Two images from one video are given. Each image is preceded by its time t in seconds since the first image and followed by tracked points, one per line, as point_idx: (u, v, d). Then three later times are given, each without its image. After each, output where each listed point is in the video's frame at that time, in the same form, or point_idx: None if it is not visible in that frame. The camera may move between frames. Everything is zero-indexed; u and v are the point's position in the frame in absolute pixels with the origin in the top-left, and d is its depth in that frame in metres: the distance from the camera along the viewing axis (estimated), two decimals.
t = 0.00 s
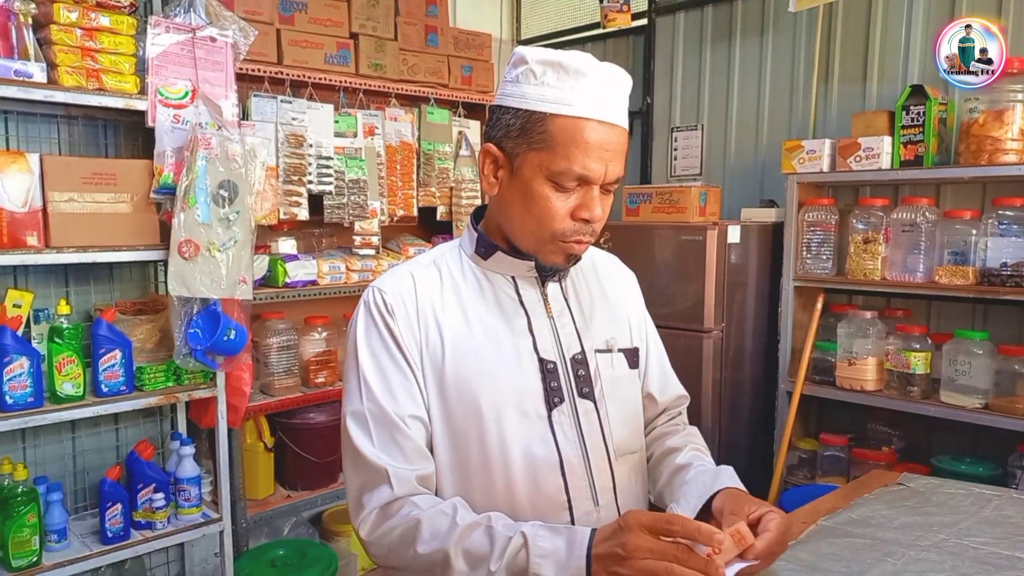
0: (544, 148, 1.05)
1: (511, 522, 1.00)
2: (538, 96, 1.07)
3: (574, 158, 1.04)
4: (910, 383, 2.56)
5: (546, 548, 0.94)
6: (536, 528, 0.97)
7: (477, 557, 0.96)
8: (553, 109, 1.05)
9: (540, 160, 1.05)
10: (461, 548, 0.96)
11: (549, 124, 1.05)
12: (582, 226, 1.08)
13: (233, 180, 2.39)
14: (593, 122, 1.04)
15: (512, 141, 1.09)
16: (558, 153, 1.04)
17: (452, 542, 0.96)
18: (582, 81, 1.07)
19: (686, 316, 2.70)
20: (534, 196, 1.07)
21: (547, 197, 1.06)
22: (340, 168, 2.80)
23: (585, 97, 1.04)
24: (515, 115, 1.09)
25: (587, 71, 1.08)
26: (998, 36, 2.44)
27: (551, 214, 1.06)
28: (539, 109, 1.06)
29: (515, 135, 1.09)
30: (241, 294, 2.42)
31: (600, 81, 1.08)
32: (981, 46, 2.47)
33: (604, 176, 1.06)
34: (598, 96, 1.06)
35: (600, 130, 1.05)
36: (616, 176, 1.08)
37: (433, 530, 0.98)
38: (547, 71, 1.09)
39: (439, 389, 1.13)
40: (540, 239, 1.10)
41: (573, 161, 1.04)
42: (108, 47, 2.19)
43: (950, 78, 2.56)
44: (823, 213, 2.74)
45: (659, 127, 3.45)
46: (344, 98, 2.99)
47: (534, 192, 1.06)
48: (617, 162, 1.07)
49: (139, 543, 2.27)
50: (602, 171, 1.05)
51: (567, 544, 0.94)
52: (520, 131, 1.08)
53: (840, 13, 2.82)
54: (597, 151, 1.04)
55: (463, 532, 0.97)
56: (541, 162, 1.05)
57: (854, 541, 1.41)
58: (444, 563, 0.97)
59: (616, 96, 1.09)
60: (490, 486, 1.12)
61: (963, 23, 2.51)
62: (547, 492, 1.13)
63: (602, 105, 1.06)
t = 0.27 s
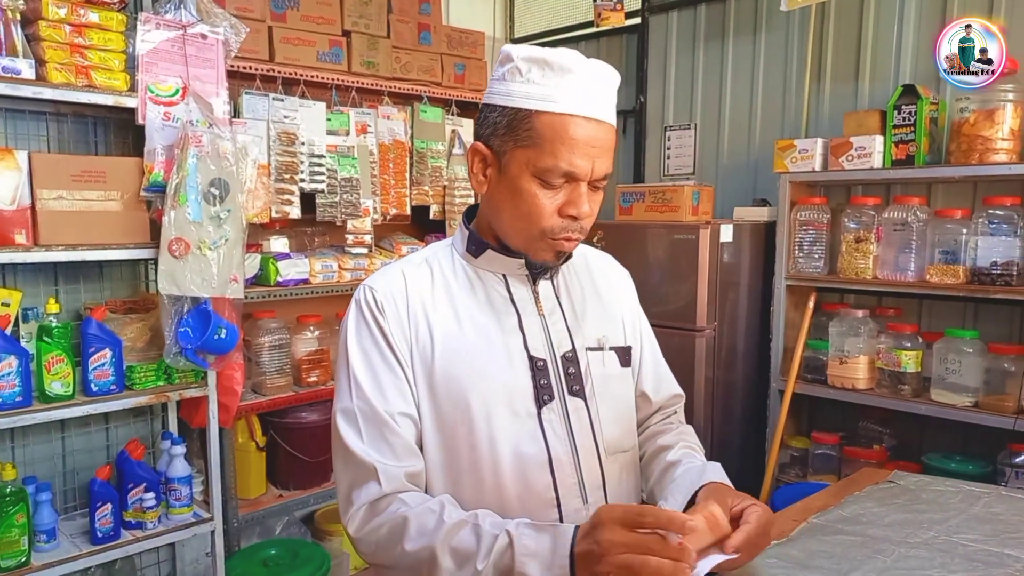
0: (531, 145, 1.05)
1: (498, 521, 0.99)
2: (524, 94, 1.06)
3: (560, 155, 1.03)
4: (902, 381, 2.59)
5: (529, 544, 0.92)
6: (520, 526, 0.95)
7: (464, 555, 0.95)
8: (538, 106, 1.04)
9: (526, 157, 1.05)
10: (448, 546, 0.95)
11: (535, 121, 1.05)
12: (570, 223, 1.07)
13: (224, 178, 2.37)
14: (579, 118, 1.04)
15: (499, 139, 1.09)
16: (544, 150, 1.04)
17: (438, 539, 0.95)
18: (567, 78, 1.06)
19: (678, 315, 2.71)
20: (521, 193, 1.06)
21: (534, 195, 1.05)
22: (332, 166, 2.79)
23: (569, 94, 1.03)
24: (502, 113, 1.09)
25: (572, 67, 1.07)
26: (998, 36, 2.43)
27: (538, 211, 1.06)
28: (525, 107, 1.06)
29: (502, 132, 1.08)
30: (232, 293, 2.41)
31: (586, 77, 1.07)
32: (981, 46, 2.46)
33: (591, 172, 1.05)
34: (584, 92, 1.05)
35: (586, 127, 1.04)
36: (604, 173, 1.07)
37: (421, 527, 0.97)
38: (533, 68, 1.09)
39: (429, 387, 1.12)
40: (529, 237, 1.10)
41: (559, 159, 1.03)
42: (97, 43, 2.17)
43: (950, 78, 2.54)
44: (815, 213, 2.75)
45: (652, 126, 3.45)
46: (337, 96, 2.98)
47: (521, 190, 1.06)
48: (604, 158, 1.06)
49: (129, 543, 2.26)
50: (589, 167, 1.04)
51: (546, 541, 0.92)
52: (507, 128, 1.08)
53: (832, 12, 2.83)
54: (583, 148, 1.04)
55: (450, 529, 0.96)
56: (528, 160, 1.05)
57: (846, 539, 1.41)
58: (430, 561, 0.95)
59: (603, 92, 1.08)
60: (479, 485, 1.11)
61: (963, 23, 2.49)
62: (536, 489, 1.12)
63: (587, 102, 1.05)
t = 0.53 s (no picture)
0: (519, 140, 1.04)
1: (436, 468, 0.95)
2: (511, 89, 1.06)
3: (548, 149, 1.03)
4: (894, 380, 2.59)
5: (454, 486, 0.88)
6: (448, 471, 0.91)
7: (408, 513, 0.92)
8: (524, 101, 1.04)
9: (515, 152, 1.05)
10: (391, 504, 0.93)
11: (522, 116, 1.05)
12: (559, 218, 1.06)
13: (217, 177, 2.36)
14: (566, 112, 1.04)
15: (488, 136, 1.09)
16: (532, 144, 1.03)
17: (385, 505, 0.93)
18: (553, 72, 1.06)
19: (673, 314, 2.71)
20: (510, 188, 1.05)
21: (522, 189, 1.04)
22: (326, 165, 2.79)
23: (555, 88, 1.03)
24: (491, 111, 1.09)
25: (558, 61, 1.07)
26: (998, 36, 2.40)
27: (527, 205, 1.05)
28: (512, 102, 1.06)
29: (491, 129, 1.08)
30: (226, 291, 2.39)
31: (572, 71, 1.07)
32: (980, 46, 2.42)
33: (580, 166, 1.05)
34: (570, 86, 1.05)
35: (574, 121, 1.04)
36: (593, 167, 1.06)
37: (375, 500, 0.94)
38: (519, 64, 1.09)
39: (421, 385, 1.12)
40: (518, 233, 1.08)
41: (547, 152, 1.03)
42: (89, 41, 2.16)
43: (950, 79, 2.49)
44: (808, 212, 2.76)
45: (646, 125, 3.45)
46: (331, 94, 2.98)
47: (510, 185, 1.05)
48: (593, 153, 1.06)
49: (121, 543, 2.25)
50: (578, 161, 1.04)
51: (467, 479, 0.88)
52: (495, 125, 1.08)
53: (826, 12, 2.83)
54: (572, 142, 1.03)
55: (393, 490, 0.93)
56: (516, 155, 1.05)
57: (838, 537, 1.41)
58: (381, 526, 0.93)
59: (590, 85, 1.08)
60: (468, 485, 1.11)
61: (963, 23, 2.46)
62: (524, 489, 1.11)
63: (573, 95, 1.05)
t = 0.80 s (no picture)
0: (512, 140, 1.04)
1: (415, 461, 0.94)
2: (504, 89, 1.06)
3: (542, 150, 1.03)
4: (889, 379, 2.62)
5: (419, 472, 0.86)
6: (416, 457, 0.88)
7: (379, 502, 0.91)
8: (518, 101, 1.04)
9: (508, 152, 1.04)
10: (365, 495, 0.93)
11: (516, 116, 1.04)
12: (552, 218, 1.06)
13: (211, 176, 2.36)
14: (559, 112, 1.04)
15: (482, 135, 1.08)
16: (526, 145, 1.03)
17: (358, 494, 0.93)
18: (547, 72, 1.06)
19: (667, 314, 2.71)
20: (503, 188, 1.05)
21: (515, 189, 1.04)
22: (321, 164, 2.78)
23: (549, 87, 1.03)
24: (484, 110, 1.09)
25: (552, 61, 1.07)
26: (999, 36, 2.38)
27: (520, 206, 1.05)
28: (506, 102, 1.05)
29: (484, 129, 1.08)
30: (220, 290, 2.40)
31: (566, 71, 1.07)
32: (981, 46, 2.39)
33: (574, 167, 1.04)
34: (563, 85, 1.05)
35: (567, 122, 1.04)
36: (587, 168, 1.06)
37: (348, 488, 0.94)
38: (513, 63, 1.09)
39: (410, 385, 1.12)
40: (510, 232, 1.08)
41: (540, 153, 1.03)
42: (83, 40, 2.15)
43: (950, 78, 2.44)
44: (802, 212, 2.76)
45: (641, 125, 3.45)
46: (326, 93, 2.97)
47: (503, 184, 1.05)
48: (588, 153, 1.05)
49: (114, 544, 2.24)
50: (572, 162, 1.04)
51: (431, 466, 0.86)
52: (489, 124, 1.07)
53: (820, 13, 2.84)
54: (566, 143, 1.03)
55: (370, 479, 0.93)
56: (509, 155, 1.04)
57: (832, 536, 1.41)
58: (354, 516, 0.94)
59: (584, 84, 1.08)
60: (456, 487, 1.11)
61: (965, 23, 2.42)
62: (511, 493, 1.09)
63: (567, 94, 1.05)
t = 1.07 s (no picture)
0: (484, 113, 1.04)
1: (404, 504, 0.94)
2: (467, 69, 1.07)
3: (512, 117, 1.03)
4: (879, 379, 2.63)
5: (413, 527, 0.88)
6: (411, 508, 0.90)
7: (365, 538, 0.91)
8: (487, 71, 1.04)
9: (478, 126, 1.04)
10: (350, 528, 0.92)
11: (485, 89, 1.05)
12: (531, 185, 1.03)
13: (202, 175, 2.35)
14: (525, 80, 1.04)
15: (455, 118, 1.09)
16: (496, 114, 1.03)
17: (341, 523, 0.92)
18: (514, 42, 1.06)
19: (660, 313, 2.72)
20: (479, 163, 1.04)
21: (490, 160, 1.03)
22: (313, 163, 2.77)
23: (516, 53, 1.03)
24: (455, 95, 1.10)
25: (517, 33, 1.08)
26: (999, 36, 2.39)
27: (497, 178, 1.03)
28: (476, 75, 1.05)
29: (456, 111, 1.09)
30: (211, 291, 2.38)
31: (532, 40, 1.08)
32: (981, 45, 2.41)
33: (548, 133, 1.04)
34: (524, 50, 1.04)
35: (536, 88, 1.04)
36: (563, 134, 1.05)
37: (330, 513, 0.94)
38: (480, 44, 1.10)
39: (401, 386, 1.12)
40: (492, 208, 1.05)
41: (510, 119, 1.03)
42: (72, 38, 2.13)
43: (950, 79, 2.47)
44: (794, 212, 2.78)
45: (634, 125, 3.46)
46: (318, 92, 2.96)
47: (479, 159, 1.04)
48: (560, 120, 1.05)
49: (104, 545, 2.22)
50: (544, 128, 1.03)
51: (426, 521, 0.88)
52: (461, 107, 1.08)
53: (811, 13, 2.85)
54: (536, 108, 1.03)
55: (355, 513, 0.92)
56: (482, 130, 1.04)
57: (823, 535, 1.42)
58: (335, 547, 0.93)
59: (551, 50, 1.07)
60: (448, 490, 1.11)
61: (963, 23, 2.44)
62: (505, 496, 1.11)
63: (530, 60, 1.05)
